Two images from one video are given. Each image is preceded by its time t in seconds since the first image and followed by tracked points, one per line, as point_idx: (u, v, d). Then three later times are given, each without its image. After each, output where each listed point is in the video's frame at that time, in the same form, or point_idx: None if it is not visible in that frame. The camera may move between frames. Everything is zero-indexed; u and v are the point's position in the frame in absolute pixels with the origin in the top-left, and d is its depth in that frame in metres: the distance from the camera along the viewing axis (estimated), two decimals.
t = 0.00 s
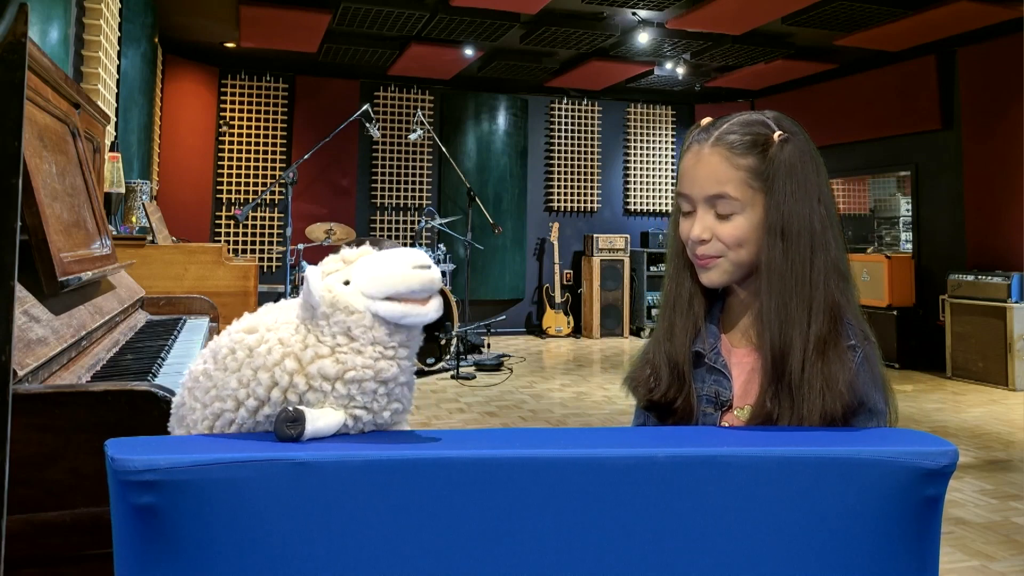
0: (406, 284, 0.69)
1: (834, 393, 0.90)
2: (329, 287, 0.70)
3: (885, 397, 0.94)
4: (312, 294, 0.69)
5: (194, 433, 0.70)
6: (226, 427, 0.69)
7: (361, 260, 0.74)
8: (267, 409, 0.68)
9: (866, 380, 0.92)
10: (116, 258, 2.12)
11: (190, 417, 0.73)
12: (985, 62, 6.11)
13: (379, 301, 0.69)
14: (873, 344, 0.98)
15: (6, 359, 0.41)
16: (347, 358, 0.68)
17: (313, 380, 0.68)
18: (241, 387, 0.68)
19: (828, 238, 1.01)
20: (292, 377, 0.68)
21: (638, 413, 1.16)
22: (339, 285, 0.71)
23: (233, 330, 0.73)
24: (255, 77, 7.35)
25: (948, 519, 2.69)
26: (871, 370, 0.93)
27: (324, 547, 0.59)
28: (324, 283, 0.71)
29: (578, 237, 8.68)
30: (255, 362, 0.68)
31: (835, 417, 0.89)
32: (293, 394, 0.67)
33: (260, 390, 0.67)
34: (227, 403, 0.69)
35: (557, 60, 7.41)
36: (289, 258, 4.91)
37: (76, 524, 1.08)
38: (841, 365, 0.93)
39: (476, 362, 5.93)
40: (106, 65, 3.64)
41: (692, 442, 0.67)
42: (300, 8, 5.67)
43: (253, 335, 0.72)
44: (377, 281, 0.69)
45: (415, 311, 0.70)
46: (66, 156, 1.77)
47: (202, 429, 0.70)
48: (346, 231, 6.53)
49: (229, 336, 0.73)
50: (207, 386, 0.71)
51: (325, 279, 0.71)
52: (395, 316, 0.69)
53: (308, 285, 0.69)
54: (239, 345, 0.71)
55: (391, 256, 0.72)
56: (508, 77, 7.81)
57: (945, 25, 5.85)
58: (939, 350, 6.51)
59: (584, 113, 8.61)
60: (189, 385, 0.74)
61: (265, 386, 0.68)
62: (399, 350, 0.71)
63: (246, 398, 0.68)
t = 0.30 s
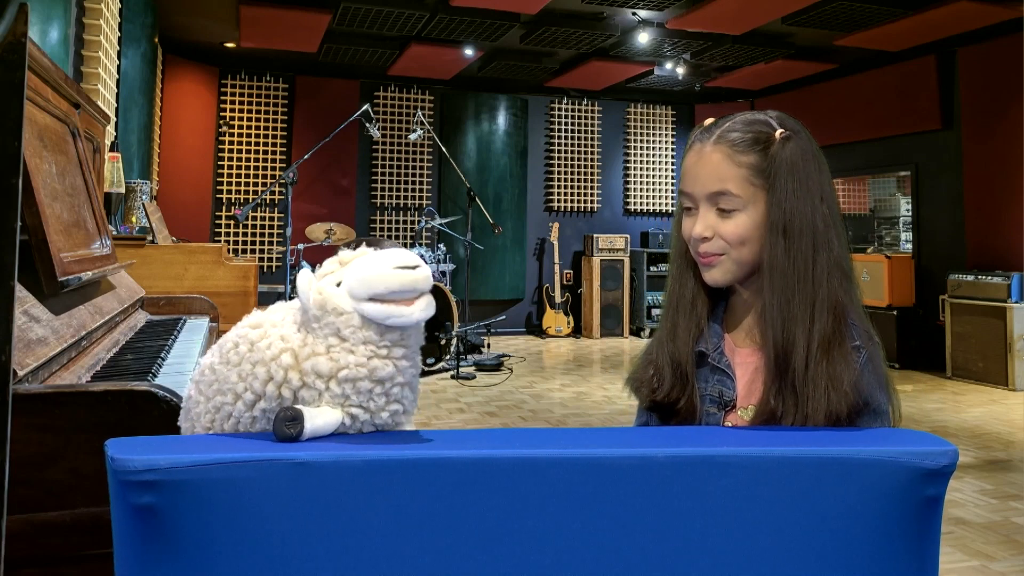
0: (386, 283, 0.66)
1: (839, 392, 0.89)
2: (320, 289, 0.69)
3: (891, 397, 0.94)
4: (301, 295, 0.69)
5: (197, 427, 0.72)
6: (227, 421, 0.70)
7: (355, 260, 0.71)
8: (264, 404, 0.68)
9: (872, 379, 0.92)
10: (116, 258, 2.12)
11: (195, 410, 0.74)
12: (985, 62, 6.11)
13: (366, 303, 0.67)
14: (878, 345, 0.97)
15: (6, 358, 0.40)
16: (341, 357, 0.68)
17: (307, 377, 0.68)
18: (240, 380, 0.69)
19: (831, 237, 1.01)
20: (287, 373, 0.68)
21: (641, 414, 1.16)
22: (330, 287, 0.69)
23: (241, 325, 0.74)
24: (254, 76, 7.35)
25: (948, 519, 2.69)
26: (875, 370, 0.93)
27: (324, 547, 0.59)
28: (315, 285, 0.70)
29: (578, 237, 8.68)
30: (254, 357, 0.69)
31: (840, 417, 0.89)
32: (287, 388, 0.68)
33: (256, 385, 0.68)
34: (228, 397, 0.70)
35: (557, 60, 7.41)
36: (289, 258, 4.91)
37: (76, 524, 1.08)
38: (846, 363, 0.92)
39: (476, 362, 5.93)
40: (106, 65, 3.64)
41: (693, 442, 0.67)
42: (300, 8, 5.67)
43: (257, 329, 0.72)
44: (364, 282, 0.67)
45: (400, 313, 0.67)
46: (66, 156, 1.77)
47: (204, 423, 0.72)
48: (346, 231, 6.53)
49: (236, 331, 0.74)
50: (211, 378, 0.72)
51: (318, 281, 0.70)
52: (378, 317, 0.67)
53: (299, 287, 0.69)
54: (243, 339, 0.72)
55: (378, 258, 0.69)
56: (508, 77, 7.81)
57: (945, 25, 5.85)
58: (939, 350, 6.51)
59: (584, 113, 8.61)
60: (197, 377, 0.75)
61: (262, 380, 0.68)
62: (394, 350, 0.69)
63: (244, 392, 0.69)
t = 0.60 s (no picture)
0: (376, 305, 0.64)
1: (831, 390, 0.89)
2: (323, 296, 0.68)
3: (889, 399, 0.92)
4: (302, 301, 0.68)
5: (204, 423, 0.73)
6: (229, 416, 0.71)
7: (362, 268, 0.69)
8: (262, 404, 0.68)
9: (866, 379, 0.90)
10: (116, 258, 2.12)
11: (202, 402, 0.75)
12: (985, 62, 6.11)
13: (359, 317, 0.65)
14: (876, 344, 0.96)
15: (6, 359, 0.40)
16: (337, 367, 0.67)
17: (304, 383, 0.67)
18: (242, 378, 0.69)
19: (830, 234, 1.00)
20: (284, 377, 0.67)
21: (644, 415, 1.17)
22: (331, 296, 0.68)
23: (248, 321, 0.74)
24: (254, 76, 7.35)
25: (948, 519, 2.70)
26: (871, 369, 0.92)
27: (324, 548, 0.59)
28: (319, 291, 0.69)
29: (578, 237, 8.69)
30: (255, 356, 0.69)
31: (831, 416, 0.88)
32: (285, 393, 0.67)
33: (254, 386, 0.68)
34: (230, 392, 0.70)
35: (557, 60, 7.41)
36: (289, 258, 4.91)
37: (76, 524, 1.08)
38: (840, 361, 0.91)
39: (476, 362, 5.93)
40: (106, 65, 3.64)
41: (694, 442, 0.67)
42: (300, 8, 5.67)
43: (263, 327, 0.72)
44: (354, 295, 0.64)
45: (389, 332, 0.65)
46: (66, 156, 1.77)
47: (211, 417, 0.73)
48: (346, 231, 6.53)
49: (245, 324, 0.74)
50: (218, 372, 0.73)
51: (322, 288, 0.69)
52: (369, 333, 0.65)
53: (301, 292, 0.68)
54: (248, 335, 0.72)
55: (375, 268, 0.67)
56: (508, 77, 7.81)
57: (945, 25, 5.85)
58: (939, 350, 6.51)
59: (584, 113, 8.61)
60: (207, 365, 0.76)
61: (260, 381, 0.68)
62: (390, 365, 0.68)
63: (245, 390, 0.69)
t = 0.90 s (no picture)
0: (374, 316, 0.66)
1: (833, 388, 0.89)
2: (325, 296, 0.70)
3: (894, 396, 0.91)
4: (305, 301, 0.69)
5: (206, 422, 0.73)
6: (229, 415, 0.71)
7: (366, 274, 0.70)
8: (262, 403, 0.68)
9: (868, 377, 0.90)
10: (116, 258, 2.12)
11: (204, 399, 0.76)
12: (985, 62, 6.11)
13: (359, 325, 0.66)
14: (879, 341, 0.95)
15: (6, 359, 0.40)
16: (337, 367, 0.68)
17: (304, 383, 0.68)
18: (242, 378, 0.70)
19: (831, 231, 1.00)
20: (284, 377, 0.68)
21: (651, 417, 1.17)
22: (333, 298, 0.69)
23: (250, 319, 0.75)
24: (254, 76, 7.35)
25: (948, 519, 2.70)
26: (874, 367, 0.91)
27: (322, 547, 0.59)
28: (323, 291, 0.70)
29: (578, 237, 8.69)
30: (256, 355, 0.70)
31: (833, 415, 0.88)
32: (284, 393, 0.67)
33: (255, 385, 0.68)
34: (231, 391, 0.70)
35: (557, 60, 7.41)
36: (289, 258, 4.91)
37: (76, 524, 1.07)
38: (841, 358, 0.91)
39: (476, 362, 5.93)
40: (106, 65, 3.64)
41: (693, 442, 0.67)
42: (300, 8, 5.67)
43: (265, 326, 0.73)
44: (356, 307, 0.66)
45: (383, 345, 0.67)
46: (66, 156, 1.77)
47: (212, 416, 0.73)
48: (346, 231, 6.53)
49: (248, 323, 0.75)
50: (220, 371, 0.73)
51: (326, 288, 0.70)
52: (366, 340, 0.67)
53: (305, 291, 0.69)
54: (251, 334, 0.73)
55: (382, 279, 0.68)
56: (508, 77, 7.81)
57: (945, 25, 5.85)
58: (939, 350, 6.51)
59: (584, 113, 8.62)
60: (208, 363, 0.77)
61: (261, 380, 0.68)
62: (389, 369, 0.69)
63: (245, 390, 0.69)
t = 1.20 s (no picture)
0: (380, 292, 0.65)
1: (839, 388, 0.89)
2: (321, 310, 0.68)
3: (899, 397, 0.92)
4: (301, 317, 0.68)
5: (203, 422, 0.74)
6: (229, 420, 0.71)
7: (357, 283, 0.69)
8: (261, 411, 0.68)
9: (875, 377, 0.90)
10: (117, 258, 2.12)
11: (201, 404, 0.75)
12: (985, 62, 6.11)
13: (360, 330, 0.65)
14: (884, 341, 0.95)
15: (6, 359, 0.40)
16: (337, 380, 0.66)
17: (303, 394, 0.67)
18: (241, 385, 0.69)
19: (836, 232, 1.00)
20: (283, 386, 0.67)
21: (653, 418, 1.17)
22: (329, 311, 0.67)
23: (245, 324, 0.74)
24: (254, 76, 7.35)
25: (948, 519, 2.70)
26: (880, 367, 0.91)
27: (322, 548, 0.59)
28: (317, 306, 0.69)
29: (578, 237, 8.69)
30: (254, 364, 0.69)
31: (840, 414, 0.88)
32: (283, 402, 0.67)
33: (253, 394, 0.68)
34: (229, 398, 0.70)
35: (557, 60, 7.41)
36: (289, 258, 4.91)
37: (76, 524, 1.08)
38: (847, 358, 0.91)
39: (476, 362, 5.93)
40: (106, 65, 3.64)
41: (693, 442, 0.67)
42: (300, 8, 5.67)
43: (262, 333, 0.72)
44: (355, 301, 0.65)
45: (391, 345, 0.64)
46: (66, 156, 1.77)
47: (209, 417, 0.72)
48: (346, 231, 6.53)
49: (245, 328, 0.74)
50: (217, 377, 0.72)
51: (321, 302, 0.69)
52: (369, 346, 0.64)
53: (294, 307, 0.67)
54: (247, 341, 0.72)
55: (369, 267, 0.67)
56: (508, 77, 7.81)
57: (945, 25, 5.85)
58: (939, 350, 6.51)
59: (584, 113, 8.62)
60: (205, 368, 0.76)
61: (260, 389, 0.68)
62: (390, 377, 0.68)
63: (245, 397, 0.69)
